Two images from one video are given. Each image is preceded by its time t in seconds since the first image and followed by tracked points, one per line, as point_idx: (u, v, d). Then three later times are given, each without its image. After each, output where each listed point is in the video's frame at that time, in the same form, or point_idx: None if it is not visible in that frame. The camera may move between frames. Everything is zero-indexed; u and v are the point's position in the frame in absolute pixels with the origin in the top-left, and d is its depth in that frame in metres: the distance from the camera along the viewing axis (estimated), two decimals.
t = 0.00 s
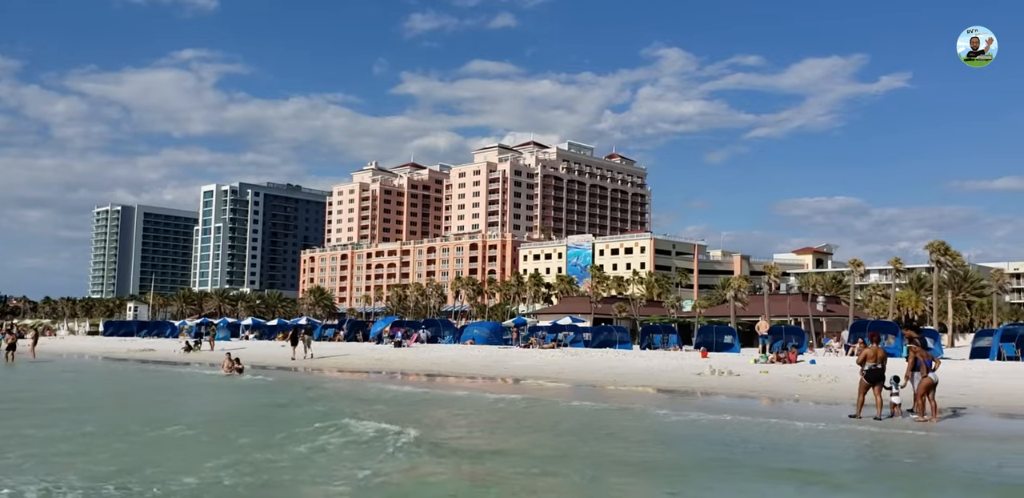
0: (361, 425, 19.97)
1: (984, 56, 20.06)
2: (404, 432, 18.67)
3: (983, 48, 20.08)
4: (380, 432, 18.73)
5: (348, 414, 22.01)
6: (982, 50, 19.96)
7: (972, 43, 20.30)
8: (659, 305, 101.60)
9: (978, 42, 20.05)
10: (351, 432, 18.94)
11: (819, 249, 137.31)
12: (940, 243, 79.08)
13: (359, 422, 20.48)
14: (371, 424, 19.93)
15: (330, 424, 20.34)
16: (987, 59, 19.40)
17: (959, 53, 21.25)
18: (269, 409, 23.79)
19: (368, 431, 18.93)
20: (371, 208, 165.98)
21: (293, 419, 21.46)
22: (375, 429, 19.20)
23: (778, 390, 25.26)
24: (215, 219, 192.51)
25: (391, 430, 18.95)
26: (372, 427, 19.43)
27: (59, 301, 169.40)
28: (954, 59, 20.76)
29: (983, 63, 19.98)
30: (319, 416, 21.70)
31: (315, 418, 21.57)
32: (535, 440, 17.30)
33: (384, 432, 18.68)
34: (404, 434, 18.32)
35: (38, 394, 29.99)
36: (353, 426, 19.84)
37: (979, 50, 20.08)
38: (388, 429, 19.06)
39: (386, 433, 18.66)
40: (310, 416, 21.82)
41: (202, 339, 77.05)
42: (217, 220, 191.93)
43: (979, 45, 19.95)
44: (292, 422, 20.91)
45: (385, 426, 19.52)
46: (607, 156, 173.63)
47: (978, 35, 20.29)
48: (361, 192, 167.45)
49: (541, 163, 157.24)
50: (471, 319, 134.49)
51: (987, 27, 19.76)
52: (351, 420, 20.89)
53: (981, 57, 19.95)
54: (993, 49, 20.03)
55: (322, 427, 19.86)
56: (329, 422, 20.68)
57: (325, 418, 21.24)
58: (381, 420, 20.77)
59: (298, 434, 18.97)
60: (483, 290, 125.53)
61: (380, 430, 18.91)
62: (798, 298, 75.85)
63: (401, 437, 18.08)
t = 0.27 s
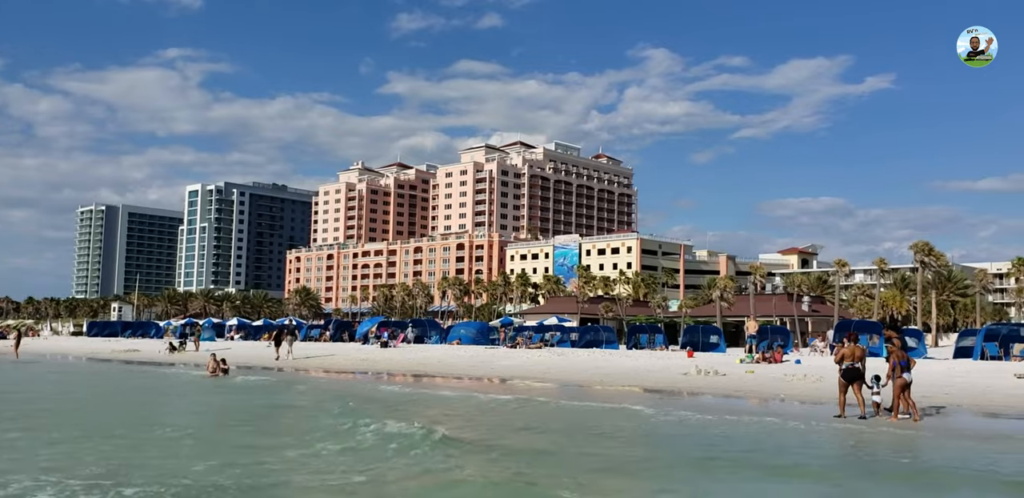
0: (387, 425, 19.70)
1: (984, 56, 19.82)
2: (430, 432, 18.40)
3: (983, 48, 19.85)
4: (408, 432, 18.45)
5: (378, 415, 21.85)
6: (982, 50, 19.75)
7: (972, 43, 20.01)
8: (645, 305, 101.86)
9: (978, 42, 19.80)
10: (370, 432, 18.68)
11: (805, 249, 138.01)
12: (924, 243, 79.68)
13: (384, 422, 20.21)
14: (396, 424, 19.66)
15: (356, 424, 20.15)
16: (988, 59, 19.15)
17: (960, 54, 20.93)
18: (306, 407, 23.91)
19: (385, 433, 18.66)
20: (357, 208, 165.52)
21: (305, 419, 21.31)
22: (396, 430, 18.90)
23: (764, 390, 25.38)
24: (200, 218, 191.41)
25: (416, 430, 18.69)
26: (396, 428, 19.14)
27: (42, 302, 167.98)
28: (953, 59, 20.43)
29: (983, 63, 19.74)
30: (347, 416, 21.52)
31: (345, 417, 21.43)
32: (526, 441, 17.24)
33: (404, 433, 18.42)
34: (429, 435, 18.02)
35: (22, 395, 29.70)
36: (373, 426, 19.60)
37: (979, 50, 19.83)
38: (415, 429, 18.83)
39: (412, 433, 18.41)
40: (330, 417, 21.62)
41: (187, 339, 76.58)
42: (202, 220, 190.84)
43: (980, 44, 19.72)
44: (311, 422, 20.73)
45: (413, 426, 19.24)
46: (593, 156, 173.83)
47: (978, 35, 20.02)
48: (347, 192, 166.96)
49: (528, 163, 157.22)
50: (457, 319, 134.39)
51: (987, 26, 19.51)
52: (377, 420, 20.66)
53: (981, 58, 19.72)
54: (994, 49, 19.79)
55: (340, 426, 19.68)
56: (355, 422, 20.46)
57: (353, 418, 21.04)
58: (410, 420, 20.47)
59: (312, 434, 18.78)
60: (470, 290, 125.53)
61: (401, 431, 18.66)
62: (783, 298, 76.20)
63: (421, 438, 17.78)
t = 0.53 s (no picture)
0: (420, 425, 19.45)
1: (984, 56, 20.16)
2: (462, 432, 18.12)
3: (983, 48, 20.17)
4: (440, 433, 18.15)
5: (415, 414, 21.61)
6: (981, 50, 20.06)
7: (971, 43, 20.36)
8: (631, 305, 102.10)
9: (978, 42, 20.12)
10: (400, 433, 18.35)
11: (790, 249, 138.74)
12: (908, 243, 80.31)
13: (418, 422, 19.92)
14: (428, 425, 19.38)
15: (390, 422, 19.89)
16: (988, 59, 19.49)
17: (959, 54, 21.32)
18: (339, 407, 23.62)
19: (417, 433, 18.35)
20: (343, 208, 164.97)
21: (328, 419, 21.06)
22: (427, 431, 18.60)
23: (749, 390, 25.46)
24: (185, 218, 190.23)
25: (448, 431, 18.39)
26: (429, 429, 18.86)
27: (24, 302, 166.36)
28: (952, 59, 20.81)
29: (983, 63, 20.07)
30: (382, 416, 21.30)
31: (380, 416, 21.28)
32: (538, 441, 16.97)
33: (435, 434, 18.11)
34: (461, 437, 17.73)
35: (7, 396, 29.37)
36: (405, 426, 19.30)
37: (979, 50, 20.17)
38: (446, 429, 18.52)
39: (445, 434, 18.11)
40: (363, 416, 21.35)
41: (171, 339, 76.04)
42: (186, 219, 189.62)
43: (979, 45, 20.05)
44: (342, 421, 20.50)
45: (446, 427, 18.96)
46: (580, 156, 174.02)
47: (978, 35, 20.36)
48: (333, 191, 166.41)
49: (515, 163, 157.22)
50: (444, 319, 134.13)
51: (987, 27, 19.85)
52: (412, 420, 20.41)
53: (981, 57, 20.03)
54: (993, 49, 20.12)
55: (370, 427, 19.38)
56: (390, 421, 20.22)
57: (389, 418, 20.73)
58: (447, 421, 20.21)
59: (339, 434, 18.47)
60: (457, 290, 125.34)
61: (432, 432, 18.34)
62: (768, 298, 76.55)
63: (449, 439, 17.46)
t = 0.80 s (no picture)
0: (448, 425, 19.34)
1: (984, 56, 20.62)
2: (489, 432, 17.99)
3: (983, 48, 20.65)
4: (464, 433, 18.00)
5: (445, 414, 21.56)
6: (982, 50, 20.51)
7: (972, 43, 20.86)
8: (612, 305, 102.47)
9: (979, 42, 20.61)
10: (423, 434, 18.19)
11: (769, 249, 139.81)
12: (886, 244, 81.23)
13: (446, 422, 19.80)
14: (457, 424, 19.26)
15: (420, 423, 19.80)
16: (988, 58, 19.97)
17: (960, 53, 21.85)
18: (364, 407, 23.51)
19: (440, 433, 18.21)
20: (322, 208, 164.25)
21: (343, 420, 20.92)
22: (454, 430, 18.47)
23: (728, 389, 25.68)
24: (163, 218, 188.67)
25: (472, 431, 18.24)
26: (455, 428, 18.69)
27: None
28: (954, 59, 21.34)
29: (983, 63, 20.54)
30: (409, 417, 21.17)
31: (408, 416, 21.17)
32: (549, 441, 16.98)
33: (459, 435, 17.97)
34: (485, 437, 17.56)
35: None
36: (431, 426, 19.16)
37: (979, 50, 20.64)
38: (470, 429, 18.38)
39: (469, 434, 17.96)
40: (388, 417, 21.22)
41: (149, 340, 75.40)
42: (164, 220, 187.99)
43: (980, 44, 20.54)
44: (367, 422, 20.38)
45: (471, 426, 18.81)
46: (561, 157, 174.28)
47: (979, 35, 20.85)
48: (313, 191, 165.68)
49: (496, 163, 157.25)
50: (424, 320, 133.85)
51: (987, 27, 20.34)
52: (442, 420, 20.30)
53: (981, 57, 20.50)
54: (993, 49, 20.62)
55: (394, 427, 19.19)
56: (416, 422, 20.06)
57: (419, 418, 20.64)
58: (478, 421, 20.11)
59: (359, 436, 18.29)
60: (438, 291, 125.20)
61: (458, 432, 18.21)
62: (748, 298, 77.06)
63: (472, 439, 17.29)
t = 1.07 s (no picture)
0: (465, 425, 19.13)
1: (984, 56, 20.85)
2: (507, 432, 17.79)
3: (983, 48, 20.88)
4: (480, 433, 17.77)
5: (462, 414, 21.39)
6: (982, 50, 20.75)
7: (972, 42, 21.10)
8: (586, 305, 102.77)
9: (979, 42, 20.85)
10: (437, 435, 17.93)
11: (741, 249, 141.02)
12: (856, 244, 82.21)
13: (464, 422, 19.58)
14: (475, 424, 19.06)
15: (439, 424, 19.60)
16: (989, 59, 20.16)
17: (960, 53, 22.08)
18: (374, 408, 23.24)
19: (456, 434, 17.96)
20: (295, 208, 163.16)
21: (348, 421, 20.62)
22: (472, 431, 18.25)
23: (700, 389, 25.80)
24: (133, 218, 186.46)
25: (489, 431, 18.02)
26: (473, 429, 18.47)
27: None
28: (954, 58, 21.57)
29: (983, 63, 20.79)
30: (424, 417, 20.94)
31: (423, 417, 20.94)
32: (555, 441, 16.84)
33: (474, 435, 17.73)
34: (500, 437, 17.34)
35: None
36: (447, 427, 18.92)
37: (979, 50, 20.88)
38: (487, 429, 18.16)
39: (484, 435, 17.72)
40: (400, 418, 20.99)
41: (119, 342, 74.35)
42: (135, 220, 185.79)
43: (980, 44, 20.77)
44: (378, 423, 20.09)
45: (489, 427, 18.59)
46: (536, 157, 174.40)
47: (978, 35, 21.09)
48: (286, 191, 164.60)
49: (470, 164, 157.03)
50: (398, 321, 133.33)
51: (987, 27, 20.56)
52: (458, 420, 20.11)
53: (982, 57, 20.73)
54: (993, 49, 20.86)
55: (409, 428, 18.92)
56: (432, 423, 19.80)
57: (436, 419, 20.42)
58: (497, 421, 19.92)
59: (370, 437, 18.00)
60: (412, 292, 124.83)
61: (475, 432, 17.98)
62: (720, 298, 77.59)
63: (487, 440, 17.04)
